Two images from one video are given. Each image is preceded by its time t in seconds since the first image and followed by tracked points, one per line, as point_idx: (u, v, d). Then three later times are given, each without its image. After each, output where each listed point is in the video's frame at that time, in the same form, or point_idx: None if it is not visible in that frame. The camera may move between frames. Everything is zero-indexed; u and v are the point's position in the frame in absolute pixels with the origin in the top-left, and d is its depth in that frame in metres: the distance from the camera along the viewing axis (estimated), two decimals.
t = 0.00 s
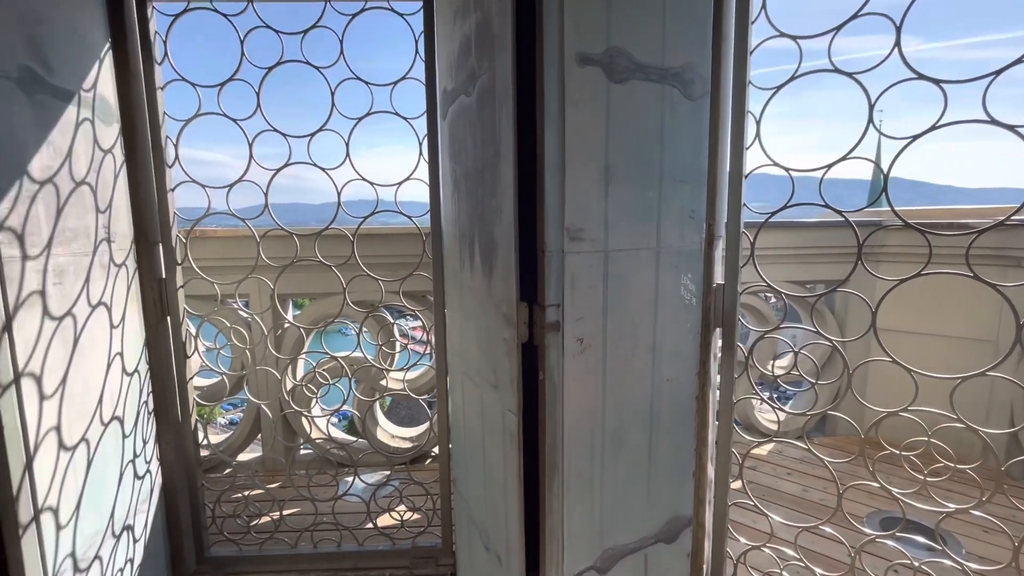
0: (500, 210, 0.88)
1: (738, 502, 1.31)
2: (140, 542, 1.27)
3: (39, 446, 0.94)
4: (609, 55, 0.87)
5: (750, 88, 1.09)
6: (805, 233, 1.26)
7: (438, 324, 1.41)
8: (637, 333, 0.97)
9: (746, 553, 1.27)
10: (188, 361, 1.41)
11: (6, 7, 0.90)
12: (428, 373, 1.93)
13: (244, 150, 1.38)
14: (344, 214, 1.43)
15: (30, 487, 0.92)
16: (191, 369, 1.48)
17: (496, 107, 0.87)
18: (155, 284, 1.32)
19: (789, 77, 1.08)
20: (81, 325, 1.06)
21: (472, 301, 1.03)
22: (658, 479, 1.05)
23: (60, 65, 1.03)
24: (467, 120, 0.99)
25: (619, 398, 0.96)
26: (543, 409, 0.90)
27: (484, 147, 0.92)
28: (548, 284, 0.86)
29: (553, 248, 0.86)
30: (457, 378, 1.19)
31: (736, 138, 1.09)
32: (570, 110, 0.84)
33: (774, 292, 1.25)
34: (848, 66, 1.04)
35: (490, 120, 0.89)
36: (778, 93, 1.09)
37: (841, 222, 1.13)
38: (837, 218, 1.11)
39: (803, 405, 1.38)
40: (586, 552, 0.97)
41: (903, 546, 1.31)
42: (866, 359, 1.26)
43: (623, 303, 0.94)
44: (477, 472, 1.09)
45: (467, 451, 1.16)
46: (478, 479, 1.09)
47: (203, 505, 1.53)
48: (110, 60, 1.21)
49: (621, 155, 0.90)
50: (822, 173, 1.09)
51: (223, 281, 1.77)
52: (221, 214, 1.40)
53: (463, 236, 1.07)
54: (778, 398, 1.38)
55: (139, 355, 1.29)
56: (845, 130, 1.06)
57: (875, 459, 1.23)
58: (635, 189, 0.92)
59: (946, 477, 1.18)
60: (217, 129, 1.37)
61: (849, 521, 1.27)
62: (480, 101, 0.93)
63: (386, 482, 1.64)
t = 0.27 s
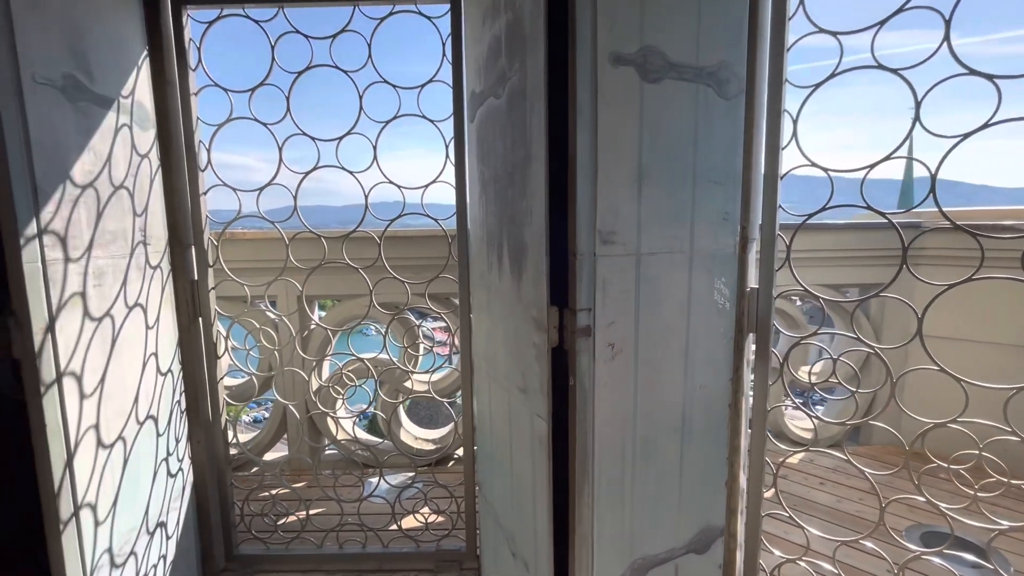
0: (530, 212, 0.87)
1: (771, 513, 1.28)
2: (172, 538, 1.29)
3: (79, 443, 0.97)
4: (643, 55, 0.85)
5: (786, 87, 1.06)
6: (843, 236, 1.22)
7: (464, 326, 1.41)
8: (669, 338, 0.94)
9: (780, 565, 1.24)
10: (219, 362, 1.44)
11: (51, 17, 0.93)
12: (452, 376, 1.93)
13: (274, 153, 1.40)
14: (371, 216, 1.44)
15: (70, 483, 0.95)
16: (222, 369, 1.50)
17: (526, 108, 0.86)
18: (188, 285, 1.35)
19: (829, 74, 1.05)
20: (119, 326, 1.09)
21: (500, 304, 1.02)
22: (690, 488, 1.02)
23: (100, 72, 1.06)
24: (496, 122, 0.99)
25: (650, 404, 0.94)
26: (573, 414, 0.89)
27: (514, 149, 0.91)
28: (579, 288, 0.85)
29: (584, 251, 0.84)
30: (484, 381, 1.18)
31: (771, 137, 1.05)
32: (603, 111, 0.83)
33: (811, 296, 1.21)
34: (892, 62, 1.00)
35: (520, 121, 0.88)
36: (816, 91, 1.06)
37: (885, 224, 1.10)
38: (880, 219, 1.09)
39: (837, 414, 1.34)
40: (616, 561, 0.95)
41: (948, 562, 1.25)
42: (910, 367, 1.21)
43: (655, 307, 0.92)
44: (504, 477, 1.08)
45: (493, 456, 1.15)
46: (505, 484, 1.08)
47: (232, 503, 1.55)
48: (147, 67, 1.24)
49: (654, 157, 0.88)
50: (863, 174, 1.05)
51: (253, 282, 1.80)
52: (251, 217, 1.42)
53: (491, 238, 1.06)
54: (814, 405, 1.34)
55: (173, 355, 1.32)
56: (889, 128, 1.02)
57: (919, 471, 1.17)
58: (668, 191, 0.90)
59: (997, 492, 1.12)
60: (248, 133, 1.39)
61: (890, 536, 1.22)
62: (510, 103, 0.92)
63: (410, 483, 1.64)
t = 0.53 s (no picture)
0: (562, 213, 0.84)
1: (807, 525, 1.23)
2: (199, 538, 1.30)
3: (111, 444, 0.98)
4: (680, 51, 0.82)
5: (826, 83, 1.02)
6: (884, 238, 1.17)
7: (488, 329, 1.39)
8: (705, 343, 0.91)
9: None
10: (245, 363, 1.45)
11: (87, 21, 0.94)
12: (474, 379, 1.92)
13: (300, 155, 1.40)
14: (396, 218, 1.44)
15: (102, 483, 0.95)
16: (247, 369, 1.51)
17: (559, 107, 0.84)
18: (215, 286, 1.36)
19: (872, 70, 1.01)
20: (149, 327, 1.10)
21: (529, 307, 1.00)
22: (724, 499, 0.99)
23: (133, 75, 1.07)
24: (526, 122, 0.97)
25: (684, 412, 0.91)
26: (605, 421, 0.86)
27: (546, 148, 0.89)
28: (613, 291, 0.82)
29: (618, 254, 0.82)
30: (509, 385, 1.16)
31: (810, 135, 1.01)
32: (639, 109, 0.80)
33: (848, 301, 1.17)
34: (941, 55, 0.95)
35: (552, 121, 0.86)
36: (859, 86, 1.02)
37: (935, 224, 1.03)
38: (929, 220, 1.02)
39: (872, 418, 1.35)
40: (648, 573, 0.93)
41: None
42: (959, 377, 1.15)
43: (691, 311, 0.89)
44: (532, 484, 1.06)
45: (519, 461, 1.13)
46: (532, 491, 1.06)
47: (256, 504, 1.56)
48: (177, 70, 1.26)
49: (690, 156, 0.85)
50: (911, 173, 1.00)
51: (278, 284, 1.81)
52: (277, 219, 1.43)
53: (518, 240, 1.05)
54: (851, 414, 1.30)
55: (200, 356, 1.33)
56: (937, 124, 0.98)
57: (971, 487, 1.12)
58: (704, 192, 0.87)
59: None
60: (274, 135, 1.40)
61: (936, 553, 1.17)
62: (542, 102, 0.90)
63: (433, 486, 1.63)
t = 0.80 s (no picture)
0: (598, 214, 0.81)
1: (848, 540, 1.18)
2: (222, 542, 1.29)
3: (137, 447, 0.97)
4: (722, 44, 0.79)
5: (871, 77, 0.97)
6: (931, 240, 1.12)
7: (513, 333, 1.37)
8: (745, 350, 0.87)
9: None
10: (267, 365, 1.44)
11: (116, 22, 0.94)
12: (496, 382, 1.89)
13: (324, 157, 1.39)
14: (420, 220, 1.42)
15: (128, 487, 0.95)
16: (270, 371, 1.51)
17: (595, 104, 0.81)
18: (238, 288, 1.35)
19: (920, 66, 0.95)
20: (175, 329, 1.09)
21: (559, 312, 0.97)
22: (763, 512, 0.95)
23: (160, 76, 1.06)
24: (557, 120, 0.94)
25: (723, 421, 0.88)
26: (641, 430, 0.83)
27: (580, 147, 0.86)
28: (651, 295, 0.79)
29: (657, 256, 0.78)
30: (536, 391, 1.13)
31: (854, 132, 0.97)
32: (679, 105, 0.77)
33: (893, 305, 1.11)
34: (998, 45, 0.91)
35: (587, 118, 0.83)
36: (909, 81, 0.96)
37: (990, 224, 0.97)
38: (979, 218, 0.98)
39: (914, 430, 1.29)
40: None
41: None
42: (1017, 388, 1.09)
43: (731, 316, 0.85)
44: (560, 493, 1.03)
45: (547, 469, 1.10)
46: (561, 500, 1.03)
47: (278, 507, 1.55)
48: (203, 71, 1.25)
49: (731, 155, 0.82)
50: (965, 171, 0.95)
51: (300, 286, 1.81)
52: (300, 220, 1.42)
53: (548, 242, 1.02)
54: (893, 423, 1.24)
55: (224, 358, 1.32)
56: (994, 118, 0.93)
57: None
58: (745, 191, 0.84)
59: None
60: (298, 136, 1.39)
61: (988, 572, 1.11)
62: (575, 99, 0.87)
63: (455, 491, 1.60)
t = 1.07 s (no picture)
0: (636, 215, 0.78)
1: (892, 557, 1.12)
2: (243, 547, 1.28)
3: (161, 451, 0.96)
4: (767, 37, 0.75)
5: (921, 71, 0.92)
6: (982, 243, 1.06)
7: (537, 337, 1.33)
8: (789, 358, 0.83)
9: None
10: (288, 368, 1.43)
11: (144, 22, 0.93)
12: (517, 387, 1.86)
13: (347, 158, 1.38)
14: (443, 221, 1.40)
15: (152, 491, 0.93)
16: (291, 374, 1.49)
17: (633, 101, 0.77)
18: (261, 290, 1.34)
19: (977, 56, 0.91)
20: (199, 332, 1.08)
21: (591, 316, 0.94)
22: (806, 528, 0.90)
23: (186, 77, 1.06)
24: (590, 118, 0.91)
25: (765, 432, 0.83)
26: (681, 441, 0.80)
27: (615, 145, 0.83)
28: (693, 300, 0.76)
29: (699, 260, 0.75)
30: (565, 397, 1.10)
31: (902, 129, 0.92)
32: (723, 101, 0.74)
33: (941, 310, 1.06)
34: None
35: (624, 116, 0.80)
36: (965, 73, 0.92)
37: None
38: None
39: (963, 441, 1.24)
40: None
41: None
42: None
43: (775, 322, 0.81)
44: (591, 503, 0.99)
45: (576, 478, 1.06)
46: (592, 511, 0.99)
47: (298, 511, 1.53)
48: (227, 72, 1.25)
49: (776, 152, 0.78)
50: None
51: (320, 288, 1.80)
52: (323, 222, 1.40)
53: (578, 244, 0.98)
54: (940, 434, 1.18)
55: (246, 361, 1.31)
56: None
57: None
58: (791, 191, 0.79)
59: None
60: (321, 137, 1.38)
61: None
62: (611, 96, 0.84)
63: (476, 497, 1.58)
